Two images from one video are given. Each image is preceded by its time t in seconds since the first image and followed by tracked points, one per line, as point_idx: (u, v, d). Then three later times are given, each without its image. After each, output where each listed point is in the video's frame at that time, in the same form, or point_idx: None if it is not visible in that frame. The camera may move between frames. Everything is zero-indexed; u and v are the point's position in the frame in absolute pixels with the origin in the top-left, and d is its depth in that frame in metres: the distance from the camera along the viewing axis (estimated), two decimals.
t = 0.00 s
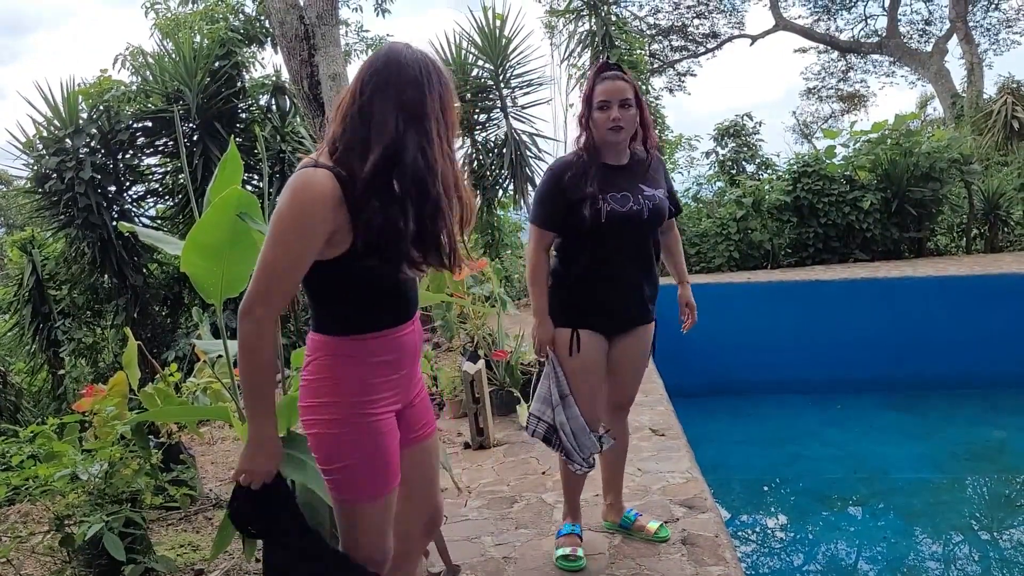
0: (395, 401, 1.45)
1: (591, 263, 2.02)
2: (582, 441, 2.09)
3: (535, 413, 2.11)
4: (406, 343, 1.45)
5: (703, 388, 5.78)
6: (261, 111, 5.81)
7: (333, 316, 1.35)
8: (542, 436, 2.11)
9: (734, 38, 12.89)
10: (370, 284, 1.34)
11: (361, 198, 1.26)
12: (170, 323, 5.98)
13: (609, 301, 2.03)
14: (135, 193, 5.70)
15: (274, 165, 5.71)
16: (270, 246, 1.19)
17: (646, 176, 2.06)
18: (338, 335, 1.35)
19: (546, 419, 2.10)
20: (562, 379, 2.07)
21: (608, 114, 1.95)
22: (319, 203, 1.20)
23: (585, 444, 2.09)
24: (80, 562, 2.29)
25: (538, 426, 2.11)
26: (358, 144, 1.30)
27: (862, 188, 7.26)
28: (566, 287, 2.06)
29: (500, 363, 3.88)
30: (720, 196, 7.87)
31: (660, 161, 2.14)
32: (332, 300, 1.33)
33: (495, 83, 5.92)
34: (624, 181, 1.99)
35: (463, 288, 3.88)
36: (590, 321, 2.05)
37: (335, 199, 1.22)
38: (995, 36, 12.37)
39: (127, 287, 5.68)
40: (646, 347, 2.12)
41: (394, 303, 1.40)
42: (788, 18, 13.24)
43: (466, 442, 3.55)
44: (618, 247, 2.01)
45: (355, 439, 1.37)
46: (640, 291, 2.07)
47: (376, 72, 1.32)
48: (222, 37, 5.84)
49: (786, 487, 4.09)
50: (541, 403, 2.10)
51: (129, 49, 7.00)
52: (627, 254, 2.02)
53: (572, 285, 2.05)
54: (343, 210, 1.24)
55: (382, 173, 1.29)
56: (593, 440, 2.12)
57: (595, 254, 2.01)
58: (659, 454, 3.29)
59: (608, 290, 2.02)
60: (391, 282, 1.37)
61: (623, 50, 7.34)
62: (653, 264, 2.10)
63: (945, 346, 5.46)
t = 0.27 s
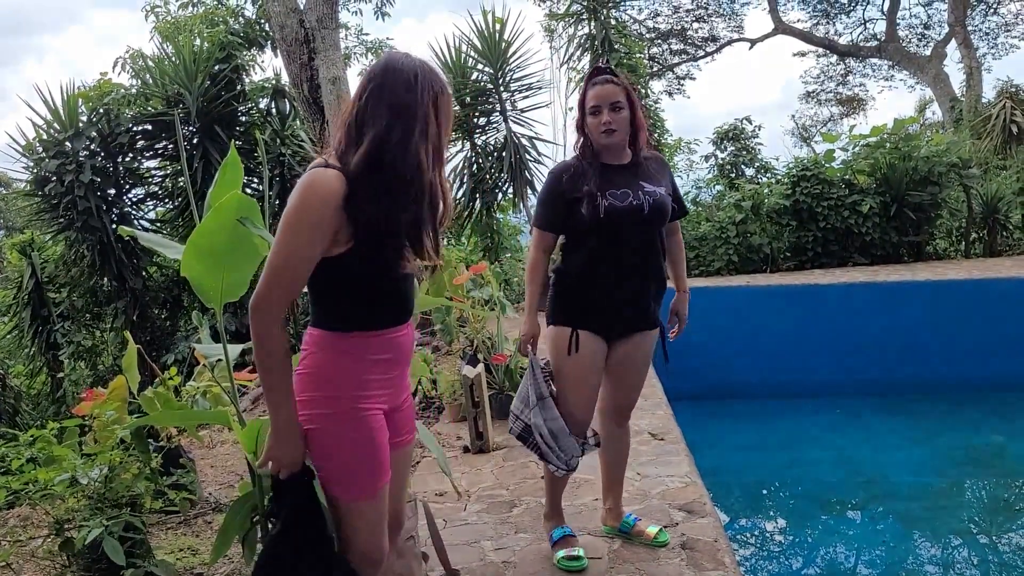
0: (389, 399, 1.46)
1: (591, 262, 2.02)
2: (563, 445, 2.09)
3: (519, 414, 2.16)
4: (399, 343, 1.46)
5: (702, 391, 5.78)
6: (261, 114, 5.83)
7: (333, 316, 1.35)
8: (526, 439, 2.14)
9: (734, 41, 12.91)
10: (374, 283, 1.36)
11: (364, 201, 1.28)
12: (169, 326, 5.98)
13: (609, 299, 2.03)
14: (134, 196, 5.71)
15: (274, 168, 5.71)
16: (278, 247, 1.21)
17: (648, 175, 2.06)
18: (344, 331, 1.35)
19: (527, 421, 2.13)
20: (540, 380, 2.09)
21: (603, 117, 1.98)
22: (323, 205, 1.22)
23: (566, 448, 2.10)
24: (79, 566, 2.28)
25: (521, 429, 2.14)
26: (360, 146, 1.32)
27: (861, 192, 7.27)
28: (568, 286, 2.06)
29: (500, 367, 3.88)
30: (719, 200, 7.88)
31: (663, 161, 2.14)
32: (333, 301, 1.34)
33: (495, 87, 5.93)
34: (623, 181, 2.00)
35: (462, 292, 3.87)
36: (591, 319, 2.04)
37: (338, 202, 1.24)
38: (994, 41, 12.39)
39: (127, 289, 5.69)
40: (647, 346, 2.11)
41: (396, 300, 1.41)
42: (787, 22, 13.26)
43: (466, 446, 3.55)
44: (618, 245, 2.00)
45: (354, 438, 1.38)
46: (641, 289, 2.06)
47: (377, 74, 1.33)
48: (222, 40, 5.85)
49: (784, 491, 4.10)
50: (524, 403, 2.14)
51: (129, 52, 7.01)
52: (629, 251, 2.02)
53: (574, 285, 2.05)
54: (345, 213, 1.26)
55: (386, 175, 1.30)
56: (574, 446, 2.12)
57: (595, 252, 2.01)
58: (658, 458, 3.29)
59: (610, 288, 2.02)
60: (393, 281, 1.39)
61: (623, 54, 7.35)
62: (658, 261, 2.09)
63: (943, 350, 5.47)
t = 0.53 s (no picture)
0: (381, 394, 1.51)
1: (593, 263, 2.03)
2: (581, 447, 2.09)
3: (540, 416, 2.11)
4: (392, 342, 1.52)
5: (703, 393, 5.78)
6: (262, 116, 5.84)
7: (333, 313, 1.40)
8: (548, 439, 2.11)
9: (734, 43, 12.92)
10: (376, 286, 1.41)
11: (373, 206, 1.33)
12: (170, 327, 5.98)
13: (610, 296, 2.02)
14: (135, 198, 5.72)
15: (275, 170, 5.71)
16: (291, 246, 1.26)
17: (651, 177, 2.05)
18: (343, 328, 1.40)
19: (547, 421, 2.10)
20: (554, 381, 2.08)
21: (601, 125, 1.99)
22: (335, 209, 1.27)
23: (587, 449, 2.09)
24: (79, 568, 2.28)
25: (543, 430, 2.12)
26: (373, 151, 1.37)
27: (862, 194, 7.27)
28: (570, 287, 2.07)
29: (501, 369, 3.88)
30: (720, 202, 7.88)
31: (665, 159, 2.14)
32: (335, 298, 1.38)
33: (496, 89, 5.93)
34: (623, 181, 2.01)
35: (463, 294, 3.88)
36: (593, 316, 2.04)
37: (351, 206, 1.29)
38: (994, 43, 12.39)
39: (127, 291, 5.69)
40: (648, 341, 2.10)
41: (393, 303, 1.47)
42: (788, 24, 13.27)
43: (467, 448, 3.55)
44: (618, 247, 2.01)
45: (352, 432, 1.42)
46: (641, 285, 2.05)
47: (393, 85, 1.39)
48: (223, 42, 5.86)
49: (785, 493, 4.09)
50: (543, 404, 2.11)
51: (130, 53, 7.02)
52: (630, 254, 2.02)
53: (576, 288, 2.06)
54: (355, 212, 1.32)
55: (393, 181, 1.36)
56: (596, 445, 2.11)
57: (596, 252, 2.02)
58: (659, 460, 3.29)
59: (612, 291, 2.03)
60: (392, 285, 1.44)
61: (624, 56, 7.36)
62: (661, 263, 2.09)
63: (944, 352, 5.47)
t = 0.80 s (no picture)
0: (383, 391, 1.52)
1: (595, 266, 2.04)
2: (564, 451, 2.12)
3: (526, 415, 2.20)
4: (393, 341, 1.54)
5: (703, 395, 5.78)
6: (262, 118, 5.85)
7: (334, 315, 1.43)
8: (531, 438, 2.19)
9: (734, 45, 12.93)
10: (376, 288, 1.43)
11: (374, 213, 1.34)
12: (170, 329, 5.98)
13: (613, 299, 2.02)
14: (136, 200, 5.72)
15: (275, 171, 5.71)
16: (293, 253, 1.27)
17: (651, 179, 2.05)
18: (342, 328, 1.43)
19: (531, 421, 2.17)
20: (543, 382, 2.14)
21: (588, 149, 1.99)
22: (336, 218, 1.28)
23: (568, 455, 2.12)
24: (80, 570, 2.28)
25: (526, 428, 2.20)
26: (370, 156, 1.37)
27: (862, 196, 7.27)
28: (573, 291, 2.08)
29: (501, 371, 3.88)
30: (720, 203, 7.88)
31: (665, 158, 2.13)
32: (333, 300, 1.40)
33: (496, 91, 5.93)
34: (622, 184, 2.01)
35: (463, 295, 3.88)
36: (595, 319, 2.04)
37: (350, 213, 1.30)
38: (994, 45, 12.40)
39: (128, 292, 5.69)
40: (652, 341, 2.09)
41: (392, 304, 1.49)
42: (788, 25, 13.28)
43: (467, 449, 3.55)
44: (621, 251, 2.01)
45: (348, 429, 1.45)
46: (644, 286, 2.04)
47: (393, 90, 1.38)
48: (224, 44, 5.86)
49: (785, 495, 4.09)
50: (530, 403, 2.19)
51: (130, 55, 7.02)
52: (631, 256, 2.02)
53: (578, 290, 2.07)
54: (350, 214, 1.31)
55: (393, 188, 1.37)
56: (577, 452, 2.14)
57: (596, 256, 2.03)
58: (659, 462, 3.29)
59: (615, 292, 2.03)
60: (391, 287, 1.46)
61: (624, 58, 7.36)
62: (664, 263, 2.08)
63: (944, 354, 5.46)
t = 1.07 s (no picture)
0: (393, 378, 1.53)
1: (599, 267, 2.05)
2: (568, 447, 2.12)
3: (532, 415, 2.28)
4: (393, 334, 1.54)
5: (703, 397, 5.78)
6: (262, 120, 5.85)
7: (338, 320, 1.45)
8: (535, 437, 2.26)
9: (734, 47, 12.95)
10: (373, 295, 1.47)
11: (369, 225, 1.38)
12: (170, 331, 5.97)
13: (613, 300, 2.02)
14: (136, 202, 5.72)
15: (275, 174, 5.71)
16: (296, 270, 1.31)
17: (649, 179, 2.03)
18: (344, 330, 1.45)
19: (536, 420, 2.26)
20: (548, 381, 2.23)
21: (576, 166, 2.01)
22: (333, 234, 1.31)
23: (571, 450, 2.13)
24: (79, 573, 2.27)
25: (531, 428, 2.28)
26: (362, 170, 1.40)
27: (861, 198, 7.26)
28: (576, 294, 2.09)
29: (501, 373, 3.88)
30: (719, 205, 7.89)
31: (663, 155, 2.12)
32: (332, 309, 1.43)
33: (496, 93, 5.93)
34: (618, 184, 2.01)
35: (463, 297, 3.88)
36: (597, 320, 2.04)
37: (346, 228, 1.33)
38: (994, 47, 12.41)
39: (127, 295, 5.69)
40: (655, 342, 2.09)
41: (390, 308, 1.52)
42: (787, 28, 13.29)
43: (467, 452, 3.54)
44: (621, 252, 2.02)
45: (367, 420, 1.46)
46: (644, 286, 2.04)
47: (384, 102, 1.41)
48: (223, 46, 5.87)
49: (785, 497, 4.09)
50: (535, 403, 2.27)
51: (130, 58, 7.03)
52: (632, 257, 2.02)
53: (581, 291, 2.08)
54: (350, 234, 1.35)
55: (386, 198, 1.40)
56: (581, 448, 2.14)
57: (598, 259, 2.04)
58: (659, 464, 3.28)
59: (617, 294, 2.03)
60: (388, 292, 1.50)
61: (623, 60, 7.36)
62: (667, 261, 2.07)
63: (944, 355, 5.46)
